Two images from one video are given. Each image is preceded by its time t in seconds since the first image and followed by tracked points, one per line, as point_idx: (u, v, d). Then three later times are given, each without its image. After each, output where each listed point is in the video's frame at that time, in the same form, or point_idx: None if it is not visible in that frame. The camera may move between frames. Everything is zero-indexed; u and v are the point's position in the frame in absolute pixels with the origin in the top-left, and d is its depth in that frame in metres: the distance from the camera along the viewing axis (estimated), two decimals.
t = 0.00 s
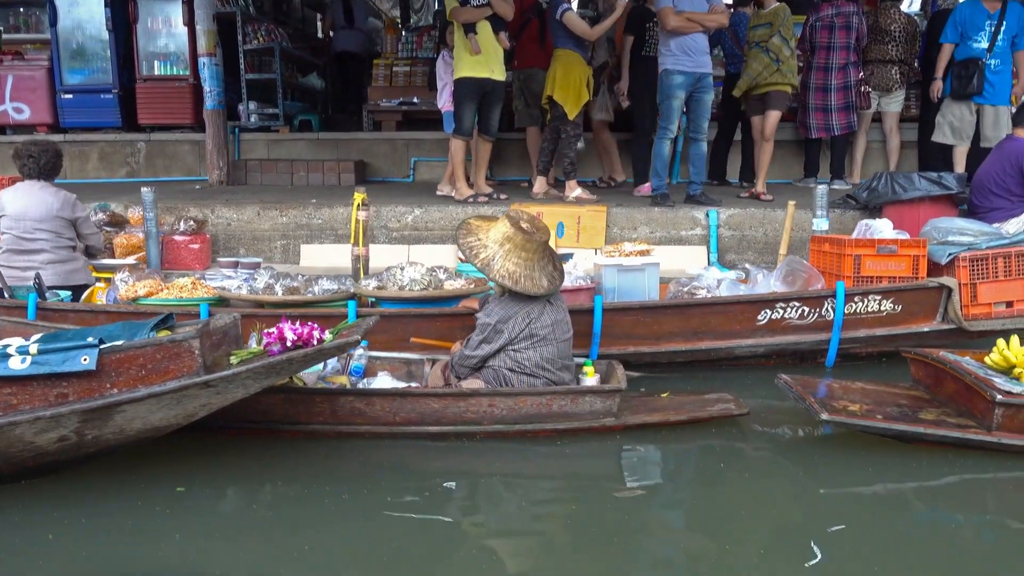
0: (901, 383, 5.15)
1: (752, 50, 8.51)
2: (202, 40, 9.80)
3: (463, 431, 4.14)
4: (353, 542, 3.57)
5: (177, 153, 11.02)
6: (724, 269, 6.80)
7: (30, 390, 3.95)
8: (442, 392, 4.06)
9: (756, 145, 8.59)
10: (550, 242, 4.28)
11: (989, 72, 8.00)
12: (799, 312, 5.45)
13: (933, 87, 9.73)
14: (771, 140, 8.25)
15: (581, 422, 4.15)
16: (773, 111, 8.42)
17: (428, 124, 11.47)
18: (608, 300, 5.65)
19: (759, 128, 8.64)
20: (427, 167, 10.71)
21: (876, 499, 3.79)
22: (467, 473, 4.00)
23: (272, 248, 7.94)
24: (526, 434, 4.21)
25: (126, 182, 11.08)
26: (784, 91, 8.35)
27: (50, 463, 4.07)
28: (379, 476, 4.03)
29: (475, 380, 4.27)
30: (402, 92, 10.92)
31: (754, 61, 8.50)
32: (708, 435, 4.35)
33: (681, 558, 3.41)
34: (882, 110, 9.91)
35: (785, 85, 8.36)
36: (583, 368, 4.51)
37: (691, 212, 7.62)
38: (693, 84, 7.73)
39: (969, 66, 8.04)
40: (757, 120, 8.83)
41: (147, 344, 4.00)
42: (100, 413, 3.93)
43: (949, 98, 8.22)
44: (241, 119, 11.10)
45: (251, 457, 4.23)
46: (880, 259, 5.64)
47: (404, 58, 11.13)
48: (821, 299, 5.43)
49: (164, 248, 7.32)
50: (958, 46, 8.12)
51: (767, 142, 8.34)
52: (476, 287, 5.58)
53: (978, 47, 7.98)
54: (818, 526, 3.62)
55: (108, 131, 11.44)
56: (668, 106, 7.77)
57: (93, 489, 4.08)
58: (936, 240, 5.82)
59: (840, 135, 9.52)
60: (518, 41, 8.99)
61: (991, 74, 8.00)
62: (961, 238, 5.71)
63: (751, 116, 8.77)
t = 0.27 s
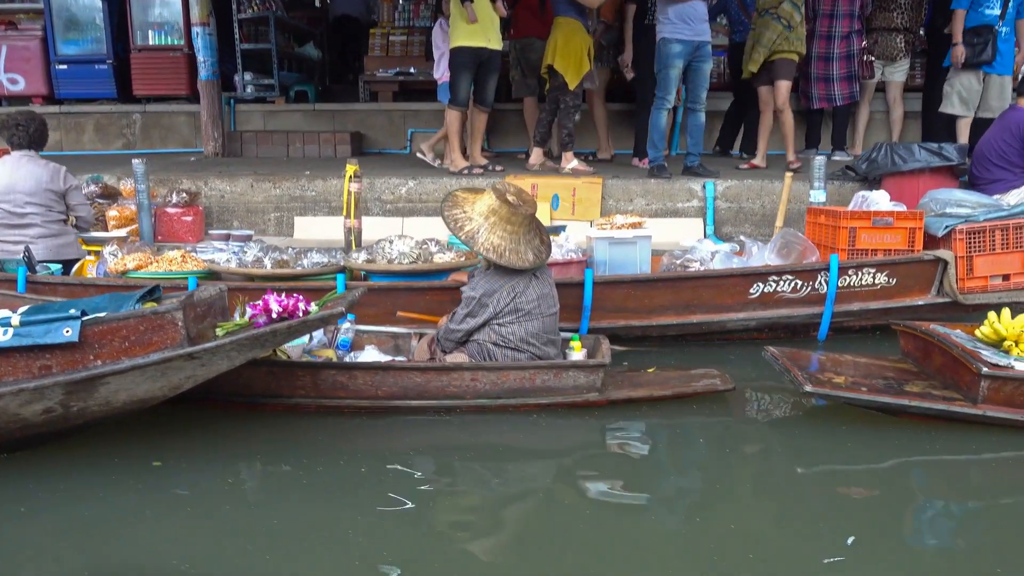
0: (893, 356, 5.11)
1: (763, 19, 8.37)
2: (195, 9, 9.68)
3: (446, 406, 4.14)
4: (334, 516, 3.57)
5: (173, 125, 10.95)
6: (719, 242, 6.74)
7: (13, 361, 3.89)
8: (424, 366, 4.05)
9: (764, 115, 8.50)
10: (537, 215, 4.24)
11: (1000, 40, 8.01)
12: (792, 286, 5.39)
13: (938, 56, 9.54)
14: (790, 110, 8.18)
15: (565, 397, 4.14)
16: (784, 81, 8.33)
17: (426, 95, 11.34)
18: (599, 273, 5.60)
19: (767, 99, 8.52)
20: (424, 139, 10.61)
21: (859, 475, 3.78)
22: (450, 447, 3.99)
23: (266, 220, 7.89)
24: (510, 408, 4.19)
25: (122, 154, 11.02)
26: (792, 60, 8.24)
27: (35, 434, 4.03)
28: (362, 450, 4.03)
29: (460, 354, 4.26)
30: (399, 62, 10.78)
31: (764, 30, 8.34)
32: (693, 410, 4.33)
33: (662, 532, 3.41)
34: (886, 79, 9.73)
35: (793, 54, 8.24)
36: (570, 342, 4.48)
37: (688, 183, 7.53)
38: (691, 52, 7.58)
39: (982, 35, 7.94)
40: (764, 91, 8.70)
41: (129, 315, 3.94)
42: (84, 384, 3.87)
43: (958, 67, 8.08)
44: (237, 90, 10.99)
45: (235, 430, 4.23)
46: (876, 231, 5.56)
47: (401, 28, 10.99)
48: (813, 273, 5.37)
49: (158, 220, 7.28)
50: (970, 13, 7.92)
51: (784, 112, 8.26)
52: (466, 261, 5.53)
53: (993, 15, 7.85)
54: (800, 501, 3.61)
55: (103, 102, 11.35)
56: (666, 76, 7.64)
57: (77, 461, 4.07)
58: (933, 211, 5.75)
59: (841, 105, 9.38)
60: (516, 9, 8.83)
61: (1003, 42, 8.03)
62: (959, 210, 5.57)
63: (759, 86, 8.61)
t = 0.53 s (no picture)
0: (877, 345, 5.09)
1: None
2: None
3: (424, 395, 4.15)
4: (307, 504, 3.58)
5: (165, 109, 10.90)
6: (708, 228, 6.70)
7: None
8: (400, 355, 4.06)
9: (762, 98, 8.31)
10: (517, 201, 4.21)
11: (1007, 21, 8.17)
12: (778, 274, 5.36)
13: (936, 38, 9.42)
14: (803, 97, 8.21)
15: (542, 386, 4.17)
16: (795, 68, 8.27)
17: (419, 78, 11.27)
18: (584, 260, 5.59)
19: (768, 82, 8.33)
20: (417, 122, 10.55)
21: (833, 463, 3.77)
22: (426, 436, 4.00)
23: (255, 206, 7.87)
24: (487, 398, 4.21)
25: (114, 138, 10.98)
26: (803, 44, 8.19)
27: (14, 421, 4.04)
28: (339, 438, 4.03)
29: (438, 343, 4.27)
30: (392, 45, 10.71)
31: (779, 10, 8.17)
32: (671, 398, 4.33)
33: (633, 521, 3.41)
34: (882, 62, 9.63)
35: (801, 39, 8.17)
36: (553, 331, 4.48)
37: (679, 168, 7.50)
38: (683, 35, 7.49)
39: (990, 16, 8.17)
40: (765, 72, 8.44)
41: (106, 302, 3.93)
42: (61, 370, 3.86)
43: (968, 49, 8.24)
44: (230, 74, 10.93)
45: (212, 418, 4.24)
46: (864, 218, 5.52)
47: (394, 9, 10.90)
48: (800, 260, 5.34)
49: (146, 206, 7.25)
50: None
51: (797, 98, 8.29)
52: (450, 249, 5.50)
53: None
54: (773, 490, 3.61)
55: (95, 85, 11.30)
56: (657, 59, 7.56)
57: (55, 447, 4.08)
58: (922, 197, 5.72)
59: (837, 88, 9.29)
60: None
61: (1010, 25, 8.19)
62: (948, 196, 5.58)
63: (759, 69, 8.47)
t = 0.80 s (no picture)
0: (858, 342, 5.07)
1: None
2: None
3: (398, 391, 4.15)
4: (276, 498, 3.56)
5: (155, 104, 10.87)
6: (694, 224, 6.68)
7: None
8: (374, 351, 4.06)
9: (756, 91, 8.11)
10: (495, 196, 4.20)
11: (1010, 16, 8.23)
12: (761, 272, 5.35)
13: (926, 33, 9.39)
14: (797, 91, 8.08)
15: (516, 382, 4.16)
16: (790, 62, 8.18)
17: (410, 73, 11.24)
18: (568, 260, 5.53)
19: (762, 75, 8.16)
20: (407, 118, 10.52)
21: (805, 457, 3.76)
22: (400, 431, 3.99)
23: (242, 201, 7.84)
24: (461, 394, 4.20)
25: (104, 134, 10.95)
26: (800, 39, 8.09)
27: None
28: (312, 433, 4.02)
29: (415, 339, 4.29)
30: (382, 40, 10.68)
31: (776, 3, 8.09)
32: (648, 395, 4.32)
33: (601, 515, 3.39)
34: (872, 57, 9.61)
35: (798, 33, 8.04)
36: (531, 328, 4.50)
37: (666, 163, 7.47)
38: (670, 31, 7.46)
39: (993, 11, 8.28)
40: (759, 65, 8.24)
41: (78, 298, 3.93)
42: (34, 367, 3.84)
43: (970, 45, 8.41)
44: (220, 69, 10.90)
45: (186, 414, 4.23)
46: (847, 216, 5.50)
47: (384, 5, 10.87)
48: (782, 259, 5.33)
49: (131, 202, 7.24)
50: None
51: (789, 94, 8.26)
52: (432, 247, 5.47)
53: None
54: (744, 484, 3.59)
55: (86, 81, 11.26)
56: (644, 54, 7.53)
57: (27, 441, 4.06)
58: (907, 194, 5.67)
59: (827, 84, 9.28)
60: None
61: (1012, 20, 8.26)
62: (932, 194, 5.50)
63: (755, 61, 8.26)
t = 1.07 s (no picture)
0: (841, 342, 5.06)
1: None
2: None
3: (374, 390, 4.15)
4: (250, 498, 3.55)
5: (146, 103, 10.83)
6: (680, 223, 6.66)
7: None
8: (349, 350, 4.05)
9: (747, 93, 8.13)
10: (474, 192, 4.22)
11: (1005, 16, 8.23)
12: (745, 273, 5.32)
13: (917, 31, 9.37)
14: (787, 90, 7.95)
15: (492, 381, 4.16)
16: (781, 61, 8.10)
17: (402, 72, 11.21)
18: (552, 260, 5.48)
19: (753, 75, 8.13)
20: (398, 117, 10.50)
21: (781, 457, 3.75)
22: (375, 432, 3.99)
23: (229, 200, 7.82)
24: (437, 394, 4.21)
25: (95, 132, 10.93)
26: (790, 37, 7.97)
27: None
28: (287, 433, 4.01)
29: (393, 337, 4.31)
30: (373, 38, 10.65)
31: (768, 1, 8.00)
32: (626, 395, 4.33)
33: (575, 516, 3.39)
34: (864, 55, 9.59)
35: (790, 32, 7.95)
36: (510, 327, 4.51)
37: (654, 162, 7.46)
38: (659, 29, 7.45)
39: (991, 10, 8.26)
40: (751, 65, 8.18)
41: (53, 298, 3.92)
42: (8, 367, 3.80)
43: (966, 43, 8.39)
44: (210, 68, 10.87)
45: (161, 413, 4.22)
46: (832, 217, 5.44)
47: (375, 3, 10.85)
48: (766, 260, 5.30)
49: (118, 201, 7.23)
50: None
51: (778, 92, 8.20)
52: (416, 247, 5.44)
53: None
54: (720, 484, 3.59)
55: (76, 79, 11.23)
56: (633, 53, 7.51)
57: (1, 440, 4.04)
58: (893, 194, 5.60)
59: (817, 83, 9.29)
60: None
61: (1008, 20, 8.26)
62: (918, 194, 5.45)
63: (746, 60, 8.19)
